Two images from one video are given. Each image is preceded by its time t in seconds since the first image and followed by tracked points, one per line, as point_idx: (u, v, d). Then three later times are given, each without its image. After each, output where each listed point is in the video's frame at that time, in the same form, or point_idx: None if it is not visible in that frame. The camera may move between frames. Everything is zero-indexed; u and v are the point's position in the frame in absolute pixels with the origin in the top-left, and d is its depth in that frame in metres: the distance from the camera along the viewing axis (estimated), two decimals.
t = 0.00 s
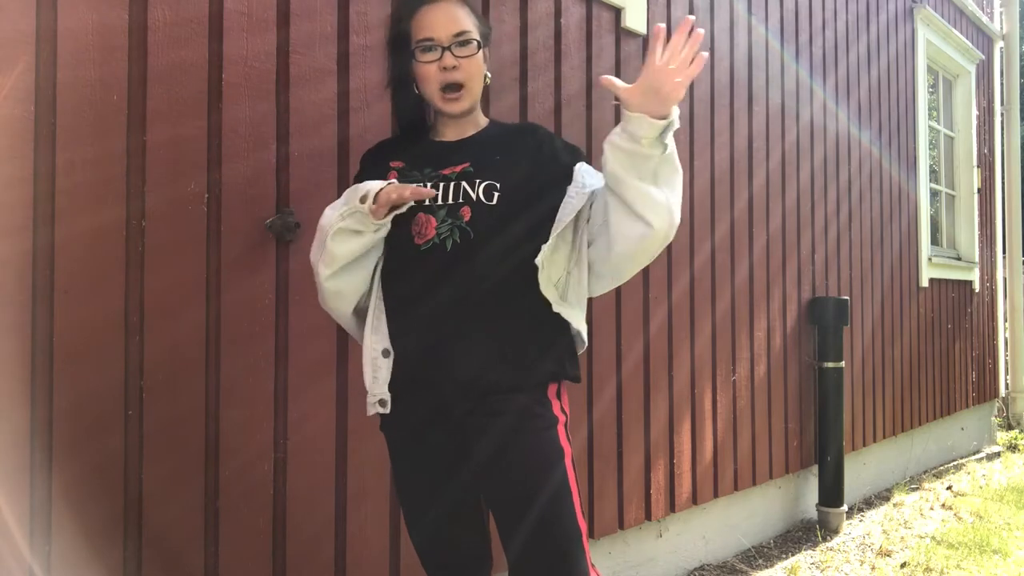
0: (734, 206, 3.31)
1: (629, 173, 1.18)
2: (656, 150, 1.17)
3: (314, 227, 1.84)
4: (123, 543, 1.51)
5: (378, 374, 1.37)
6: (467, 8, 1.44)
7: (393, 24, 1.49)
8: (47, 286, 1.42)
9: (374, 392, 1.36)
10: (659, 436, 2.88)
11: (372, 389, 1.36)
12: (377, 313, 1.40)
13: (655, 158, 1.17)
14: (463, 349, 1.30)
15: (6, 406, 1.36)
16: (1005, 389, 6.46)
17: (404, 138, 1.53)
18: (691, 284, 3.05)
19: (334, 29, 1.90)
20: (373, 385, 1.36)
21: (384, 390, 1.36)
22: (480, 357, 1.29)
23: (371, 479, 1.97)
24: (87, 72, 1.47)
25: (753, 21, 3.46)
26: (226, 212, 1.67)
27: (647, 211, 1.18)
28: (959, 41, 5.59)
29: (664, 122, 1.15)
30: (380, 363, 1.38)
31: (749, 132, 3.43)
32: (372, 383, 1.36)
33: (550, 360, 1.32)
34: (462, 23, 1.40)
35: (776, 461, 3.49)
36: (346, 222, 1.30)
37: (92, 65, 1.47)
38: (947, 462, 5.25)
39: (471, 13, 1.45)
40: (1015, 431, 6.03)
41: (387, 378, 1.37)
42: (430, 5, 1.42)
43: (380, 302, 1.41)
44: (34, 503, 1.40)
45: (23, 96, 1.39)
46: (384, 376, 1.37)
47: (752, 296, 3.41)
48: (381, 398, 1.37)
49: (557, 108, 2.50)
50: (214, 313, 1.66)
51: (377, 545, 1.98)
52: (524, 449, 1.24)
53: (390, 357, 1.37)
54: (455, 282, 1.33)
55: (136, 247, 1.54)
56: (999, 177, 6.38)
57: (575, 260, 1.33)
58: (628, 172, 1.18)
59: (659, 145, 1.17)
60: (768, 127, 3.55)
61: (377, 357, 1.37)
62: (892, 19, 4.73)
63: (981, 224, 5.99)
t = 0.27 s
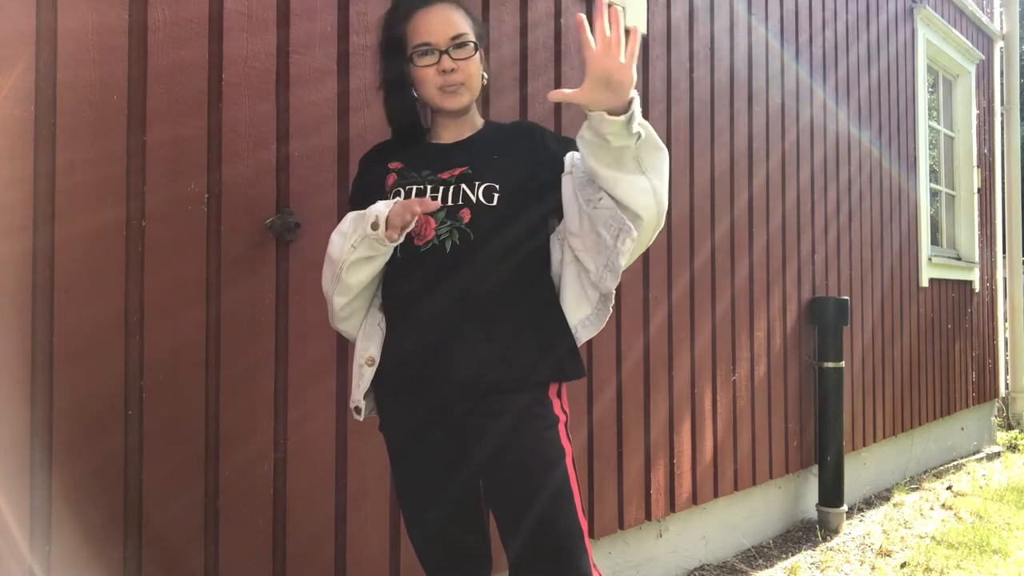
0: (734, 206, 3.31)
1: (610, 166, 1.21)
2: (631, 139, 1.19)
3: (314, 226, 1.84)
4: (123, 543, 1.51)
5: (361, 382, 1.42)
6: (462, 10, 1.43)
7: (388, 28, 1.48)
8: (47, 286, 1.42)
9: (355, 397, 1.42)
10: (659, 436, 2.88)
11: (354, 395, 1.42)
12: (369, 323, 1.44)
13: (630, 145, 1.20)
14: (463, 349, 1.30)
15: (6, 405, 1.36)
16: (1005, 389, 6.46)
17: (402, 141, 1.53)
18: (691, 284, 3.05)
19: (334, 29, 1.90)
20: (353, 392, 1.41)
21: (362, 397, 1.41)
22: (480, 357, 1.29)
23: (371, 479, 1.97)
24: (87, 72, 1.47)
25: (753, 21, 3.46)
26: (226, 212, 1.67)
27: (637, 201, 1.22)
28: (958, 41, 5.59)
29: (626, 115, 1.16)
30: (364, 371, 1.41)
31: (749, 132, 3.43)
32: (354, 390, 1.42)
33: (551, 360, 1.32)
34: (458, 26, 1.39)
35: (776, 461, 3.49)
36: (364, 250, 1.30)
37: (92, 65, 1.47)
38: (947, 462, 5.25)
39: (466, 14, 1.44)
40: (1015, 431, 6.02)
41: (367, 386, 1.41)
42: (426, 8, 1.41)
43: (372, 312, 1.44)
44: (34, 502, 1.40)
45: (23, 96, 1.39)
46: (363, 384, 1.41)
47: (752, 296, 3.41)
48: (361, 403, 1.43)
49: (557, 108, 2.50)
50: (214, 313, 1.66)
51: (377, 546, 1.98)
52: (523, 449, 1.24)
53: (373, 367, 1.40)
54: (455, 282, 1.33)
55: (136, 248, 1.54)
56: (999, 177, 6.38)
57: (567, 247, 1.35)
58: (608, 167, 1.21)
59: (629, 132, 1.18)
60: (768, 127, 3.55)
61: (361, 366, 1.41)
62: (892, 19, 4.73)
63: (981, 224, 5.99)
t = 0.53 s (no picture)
0: (734, 206, 3.31)
1: (542, 200, 1.21)
2: (544, 174, 1.18)
3: (314, 227, 1.85)
4: (123, 543, 1.51)
5: (374, 387, 1.42)
6: (453, 13, 1.42)
7: (380, 35, 1.47)
8: (47, 286, 1.42)
9: (369, 404, 1.42)
10: (659, 436, 2.88)
11: (369, 402, 1.42)
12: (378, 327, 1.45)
13: (546, 178, 1.18)
14: (462, 349, 1.30)
15: (6, 405, 1.37)
16: (1005, 389, 6.46)
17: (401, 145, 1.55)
18: (691, 284, 3.05)
19: (334, 29, 1.90)
20: (369, 398, 1.42)
21: (377, 404, 1.41)
22: (479, 357, 1.28)
23: (371, 478, 1.97)
24: (87, 72, 1.47)
25: (753, 21, 3.46)
26: (226, 212, 1.67)
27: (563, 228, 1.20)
28: (959, 41, 5.59)
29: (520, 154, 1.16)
30: (377, 377, 1.42)
31: (749, 132, 3.43)
32: (368, 396, 1.42)
33: (551, 360, 1.31)
34: (450, 28, 1.37)
35: (776, 461, 3.49)
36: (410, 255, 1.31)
37: (92, 65, 1.47)
38: (948, 462, 5.25)
39: (456, 17, 1.42)
40: (1016, 431, 6.01)
41: (382, 392, 1.41)
42: (416, 13, 1.40)
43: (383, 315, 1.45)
44: (34, 502, 1.41)
45: (23, 96, 1.39)
46: (379, 390, 1.41)
47: (752, 296, 3.41)
48: (375, 410, 1.43)
49: (557, 108, 2.50)
50: (214, 313, 1.66)
51: (377, 545, 1.98)
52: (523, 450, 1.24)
53: (387, 370, 1.41)
54: (456, 282, 1.33)
55: (136, 247, 1.54)
56: (999, 177, 6.38)
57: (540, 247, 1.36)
58: (537, 200, 1.21)
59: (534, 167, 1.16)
60: (768, 127, 3.55)
61: (375, 370, 1.42)
62: (892, 19, 4.73)
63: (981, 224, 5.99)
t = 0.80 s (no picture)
0: (734, 206, 3.30)
1: (573, 175, 1.18)
2: (582, 146, 1.16)
3: (314, 227, 1.85)
4: (123, 543, 1.51)
5: (377, 387, 1.43)
6: (435, 13, 1.41)
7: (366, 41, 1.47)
8: (47, 287, 1.42)
9: (372, 404, 1.43)
10: (659, 436, 2.88)
11: (372, 402, 1.43)
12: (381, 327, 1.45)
13: (583, 151, 1.17)
14: (463, 348, 1.29)
15: (6, 405, 1.37)
16: (1005, 389, 6.45)
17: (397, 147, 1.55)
18: (691, 284, 3.05)
19: (334, 29, 1.90)
20: (372, 397, 1.42)
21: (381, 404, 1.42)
22: (480, 356, 1.28)
23: (371, 478, 1.97)
24: (87, 72, 1.47)
25: (753, 21, 3.46)
26: (226, 212, 1.67)
27: (596, 205, 1.18)
28: (959, 41, 5.59)
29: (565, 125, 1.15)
30: (380, 377, 1.42)
31: (749, 132, 3.43)
32: (371, 396, 1.43)
33: (553, 359, 1.31)
34: (434, 29, 1.37)
35: (776, 461, 3.49)
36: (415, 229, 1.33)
37: (92, 65, 1.47)
38: (947, 462, 5.25)
39: (439, 17, 1.42)
40: (1016, 431, 6.01)
41: (384, 392, 1.41)
42: (399, 17, 1.39)
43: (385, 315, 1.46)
44: (34, 502, 1.40)
45: (23, 95, 1.39)
46: (382, 390, 1.41)
47: (752, 296, 3.41)
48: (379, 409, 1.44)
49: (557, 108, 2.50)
50: (214, 314, 1.66)
51: (377, 545, 1.98)
52: (524, 449, 1.24)
53: (389, 371, 1.41)
54: (456, 281, 1.33)
55: (136, 247, 1.54)
56: (999, 177, 6.38)
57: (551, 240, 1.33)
58: (567, 174, 1.18)
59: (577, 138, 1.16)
60: (768, 127, 3.55)
61: (377, 371, 1.42)
62: (892, 19, 4.73)
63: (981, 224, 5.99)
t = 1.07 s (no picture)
0: (734, 206, 3.30)
1: (574, 179, 1.18)
2: (586, 150, 1.16)
3: (315, 227, 1.85)
4: (123, 543, 1.51)
5: (379, 386, 1.41)
6: (437, 12, 1.41)
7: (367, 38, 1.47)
8: (47, 287, 1.42)
9: (374, 404, 1.41)
10: (659, 435, 2.88)
11: (374, 402, 1.41)
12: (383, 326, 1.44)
13: (586, 156, 1.16)
14: (463, 347, 1.30)
15: (7, 405, 1.37)
16: (1005, 389, 6.45)
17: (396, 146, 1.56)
18: (691, 284, 3.05)
19: (334, 29, 1.90)
20: (375, 397, 1.41)
21: (383, 404, 1.41)
22: (480, 356, 1.28)
23: (371, 478, 1.97)
24: (86, 72, 1.47)
25: (753, 21, 3.46)
26: (226, 212, 1.67)
27: (599, 211, 1.18)
28: (959, 41, 5.59)
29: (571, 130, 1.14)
30: (382, 375, 1.41)
31: (749, 132, 3.43)
32: (374, 396, 1.41)
33: (553, 359, 1.30)
34: (435, 29, 1.36)
35: (776, 461, 3.49)
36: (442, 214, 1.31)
37: (92, 64, 1.47)
38: (947, 462, 5.25)
39: (441, 15, 1.41)
40: (1016, 431, 6.01)
41: (387, 392, 1.40)
42: (400, 15, 1.39)
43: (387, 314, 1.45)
44: (34, 502, 1.40)
45: (23, 95, 1.39)
46: (384, 390, 1.40)
47: (752, 296, 3.41)
48: (381, 410, 1.42)
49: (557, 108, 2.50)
50: (214, 314, 1.66)
51: (377, 545, 1.98)
52: (524, 449, 1.24)
53: (392, 370, 1.40)
54: (456, 281, 1.33)
55: (136, 247, 1.54)
56: (999, 177, 6.38)
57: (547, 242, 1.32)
58: (569, 178, 1.18)
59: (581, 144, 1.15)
60: (768, 127, 3.55)
61: (380, 369, 1.41)
62: (892, 19, 4.73)
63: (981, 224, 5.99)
